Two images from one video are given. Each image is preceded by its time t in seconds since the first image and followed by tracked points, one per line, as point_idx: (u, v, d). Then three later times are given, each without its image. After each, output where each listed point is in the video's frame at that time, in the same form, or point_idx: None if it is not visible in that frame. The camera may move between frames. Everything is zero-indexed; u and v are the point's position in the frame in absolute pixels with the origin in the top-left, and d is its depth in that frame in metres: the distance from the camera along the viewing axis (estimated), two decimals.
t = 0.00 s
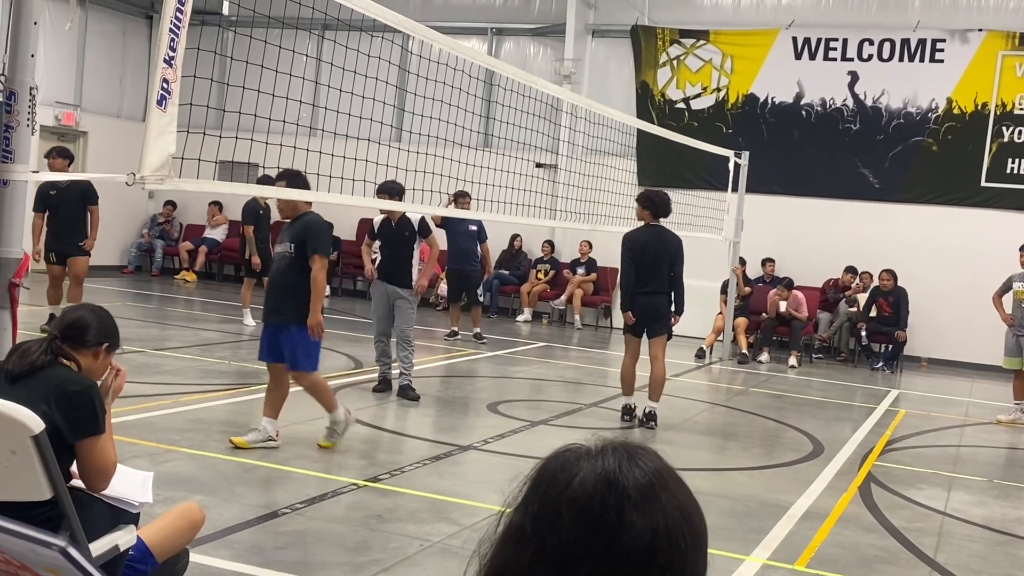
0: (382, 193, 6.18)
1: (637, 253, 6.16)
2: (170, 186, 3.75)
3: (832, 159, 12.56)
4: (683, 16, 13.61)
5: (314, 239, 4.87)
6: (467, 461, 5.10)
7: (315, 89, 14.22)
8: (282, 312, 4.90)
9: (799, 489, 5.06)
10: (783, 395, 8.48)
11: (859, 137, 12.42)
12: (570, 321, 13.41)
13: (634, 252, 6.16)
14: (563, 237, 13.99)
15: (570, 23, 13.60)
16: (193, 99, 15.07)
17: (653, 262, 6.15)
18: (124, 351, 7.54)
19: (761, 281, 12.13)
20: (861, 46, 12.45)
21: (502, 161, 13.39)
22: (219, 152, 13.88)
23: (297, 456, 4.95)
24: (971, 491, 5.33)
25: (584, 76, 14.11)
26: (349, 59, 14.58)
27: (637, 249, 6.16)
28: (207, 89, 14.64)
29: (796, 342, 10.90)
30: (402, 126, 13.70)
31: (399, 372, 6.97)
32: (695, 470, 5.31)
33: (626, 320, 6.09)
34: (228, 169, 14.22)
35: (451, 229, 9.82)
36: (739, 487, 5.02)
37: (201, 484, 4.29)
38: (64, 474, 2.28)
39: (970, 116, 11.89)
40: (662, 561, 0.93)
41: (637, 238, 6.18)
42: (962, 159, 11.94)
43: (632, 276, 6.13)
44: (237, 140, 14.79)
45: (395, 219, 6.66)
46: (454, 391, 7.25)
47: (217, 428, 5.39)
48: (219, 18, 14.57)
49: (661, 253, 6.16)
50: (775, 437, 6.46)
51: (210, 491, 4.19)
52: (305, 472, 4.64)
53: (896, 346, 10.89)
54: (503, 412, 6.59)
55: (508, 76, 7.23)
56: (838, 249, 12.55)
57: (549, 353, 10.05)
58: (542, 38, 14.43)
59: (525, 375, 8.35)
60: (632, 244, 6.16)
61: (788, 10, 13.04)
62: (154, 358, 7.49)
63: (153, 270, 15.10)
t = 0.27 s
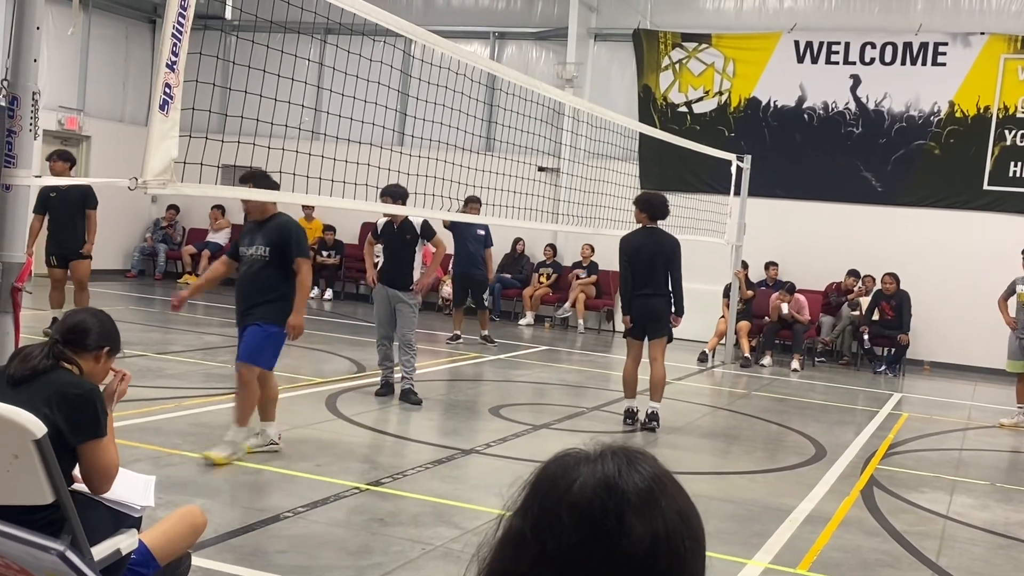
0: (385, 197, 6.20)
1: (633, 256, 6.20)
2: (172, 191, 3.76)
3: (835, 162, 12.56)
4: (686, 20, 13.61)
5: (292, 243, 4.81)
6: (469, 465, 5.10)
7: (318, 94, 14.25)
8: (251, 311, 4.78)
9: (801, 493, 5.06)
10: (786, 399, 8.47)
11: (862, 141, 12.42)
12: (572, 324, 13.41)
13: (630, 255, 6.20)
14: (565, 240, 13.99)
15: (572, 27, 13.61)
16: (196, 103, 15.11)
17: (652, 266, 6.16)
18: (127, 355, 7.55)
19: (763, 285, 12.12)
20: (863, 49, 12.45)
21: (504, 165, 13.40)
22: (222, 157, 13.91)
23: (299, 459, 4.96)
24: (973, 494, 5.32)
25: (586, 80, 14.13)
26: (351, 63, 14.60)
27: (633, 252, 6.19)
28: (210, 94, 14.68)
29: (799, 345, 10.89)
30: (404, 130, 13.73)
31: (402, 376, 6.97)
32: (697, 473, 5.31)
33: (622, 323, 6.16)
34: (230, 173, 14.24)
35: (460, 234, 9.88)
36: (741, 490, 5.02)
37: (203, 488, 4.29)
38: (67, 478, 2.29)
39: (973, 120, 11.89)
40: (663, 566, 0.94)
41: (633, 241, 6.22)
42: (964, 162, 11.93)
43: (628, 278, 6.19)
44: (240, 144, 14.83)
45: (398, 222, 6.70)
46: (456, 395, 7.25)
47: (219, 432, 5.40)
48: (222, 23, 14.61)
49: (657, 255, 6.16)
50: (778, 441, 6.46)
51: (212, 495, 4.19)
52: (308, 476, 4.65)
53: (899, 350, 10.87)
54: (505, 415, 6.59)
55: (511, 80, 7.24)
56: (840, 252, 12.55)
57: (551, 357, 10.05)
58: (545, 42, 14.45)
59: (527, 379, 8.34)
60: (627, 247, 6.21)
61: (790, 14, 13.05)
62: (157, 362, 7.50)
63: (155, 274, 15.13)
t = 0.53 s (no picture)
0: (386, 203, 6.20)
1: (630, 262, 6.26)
2: (173, 197, 3.77)
3: (835, 168, 12.58)
4: (686, 26, 13.64)
5: (252, 251, 4.59)
6: (469, 471, 5.10)
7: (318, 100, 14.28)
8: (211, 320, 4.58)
9: (801, 499, 5.05)
10: (786, 405, 8.47)
11: (862, 147, 12.44)
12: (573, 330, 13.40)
13: (627, 261, 6.26)
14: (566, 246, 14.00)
15: (572, 34, 13.63)
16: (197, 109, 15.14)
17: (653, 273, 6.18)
18: (127, 361, 7.55)
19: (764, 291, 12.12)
20: (863, 55, 12.48)
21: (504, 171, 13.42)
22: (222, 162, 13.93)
23: (299, 465, 4.95)
24: (974, 501, 5.32)
25: (586, 86, 14.16)
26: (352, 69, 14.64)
27: (630, 258, 6.25)
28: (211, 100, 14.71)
29: (799, 351, 10.88)
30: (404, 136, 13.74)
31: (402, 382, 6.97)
32: (698, 480, 5.31)
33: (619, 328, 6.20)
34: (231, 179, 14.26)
35: (472, 240, 9.95)
36: (741, 497, 5.01)
37: (203, 494, 4.29)
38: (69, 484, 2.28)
39: (973, 126, 11.91)
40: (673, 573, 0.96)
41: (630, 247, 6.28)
42: (964, 169, 11.95)
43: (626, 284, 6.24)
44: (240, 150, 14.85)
45: (399, 228, 6.70)
46: (456, 401, 7.25)
47: (219, 438, 5.40)
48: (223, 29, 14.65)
49: (653, 260, 6.18)
50: (778, 447, 6.45)
51: (212, 502, 4.19)
52: (308, 482, 4.64)
53: (899, 356, 10.87)
54: (505, 421, 6.58)
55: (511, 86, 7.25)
56: (840, 258, 12.55)
57: (551, 363, 10.05)
58: (545, 48, 14.47)
59: (528, 385, 8.34)
60: (624, 254, 6.27)
61: (790, 20, 13.08)
62: (157, 368, 7.50)
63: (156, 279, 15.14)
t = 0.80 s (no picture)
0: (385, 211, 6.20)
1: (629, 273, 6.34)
2: (172, 206, 3.78)
3: (834, 177, 12.60)
4: (685, 35, 13.68)
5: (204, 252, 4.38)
6: (467, 480, 5.09)
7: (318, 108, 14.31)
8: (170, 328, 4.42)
9: (799, 508, 5.05)
10: (785, 413, 8.46)
11: (860, 156, 12.47)
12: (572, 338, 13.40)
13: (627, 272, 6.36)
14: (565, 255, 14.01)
15: (572, 43, 13.67)
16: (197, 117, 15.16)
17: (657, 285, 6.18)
18: (125, 369, 7.54)
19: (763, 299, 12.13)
20: (862, 65, 12.52)
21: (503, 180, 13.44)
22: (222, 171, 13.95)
23: (298, 473, 4.95)
24: (972, 510, 5.31)
25: (585, 94, 14.18)
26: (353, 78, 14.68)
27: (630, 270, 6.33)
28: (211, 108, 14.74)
29: (798, 360, 10.88)
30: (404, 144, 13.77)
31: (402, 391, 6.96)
32: (697, 489, 5.30)
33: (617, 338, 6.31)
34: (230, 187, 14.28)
35: (480, 250, 9.99)
36: (740, 506, 5.00)
37: (202, 503, 4.28)
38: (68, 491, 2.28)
39: (971, 135, 11.93)
40: None
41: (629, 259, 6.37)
42: (963, 178, 11.97)
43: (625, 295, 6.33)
44: (240, 158, 14.87)
45: (399, 236, 6.69)
46: (455, 409, 7.24)
47: (218, 446, 5.39)
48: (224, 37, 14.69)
49: (647, 270, 6.23)
50: (777, 456, 6.44)
51: (210, 510, 4.17)
52: (306, 491, 4.64)
53: (898, 365, 10.87)
54: (504, 430, 6.57)
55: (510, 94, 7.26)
56: (838, 267, 12.56)
57: (550, 371, 10.05)
58: (544, 57, 14.51)
59: (526, 393, 8.34)
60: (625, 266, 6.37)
61: (789, 29, 13.11)
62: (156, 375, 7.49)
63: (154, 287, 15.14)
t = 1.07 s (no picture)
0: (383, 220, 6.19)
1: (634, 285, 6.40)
2: (169, 215, 3.77)
3: (832, 187, 12.61)
4: (683, 45, 13.71)
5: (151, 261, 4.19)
6: (464, 490, 5.07)
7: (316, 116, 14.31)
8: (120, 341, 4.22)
9: (798, 519, 5.03)
10: (783, 423, 8.44)
11: (859, 166, 12.48)
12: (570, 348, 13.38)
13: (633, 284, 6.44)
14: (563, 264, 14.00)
15: (571, 52, 13.70)
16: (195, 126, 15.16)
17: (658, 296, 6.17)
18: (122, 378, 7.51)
19: (761, 309, 12.12)
20: (859, 75, 12.55)
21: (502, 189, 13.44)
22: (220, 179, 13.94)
23: (294, 483, 4.92)
24: (971, 521, 5.29)
25: (584, 103, 14.20)
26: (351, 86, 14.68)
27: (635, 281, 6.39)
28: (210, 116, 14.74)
29: (796, 370, 10.86)
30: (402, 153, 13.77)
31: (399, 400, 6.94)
32: (695, 499, 5.28)
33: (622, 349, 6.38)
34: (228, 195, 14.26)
35: (482, 259, 10.06)
36: (738, 516, 4.98)
37: (197, 513, 4.26)
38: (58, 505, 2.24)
39: (969, 145, 11.96)
40: None
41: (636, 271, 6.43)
42: (961, 188, 11.98)
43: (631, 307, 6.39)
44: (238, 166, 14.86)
45: (396, 245, 6.68)
46: (453, 419, 7.22)
47: (214, 456, 5.37)
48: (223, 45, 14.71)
49: (647, 282, 6.25)
50: (775, 467, 6.42)
51: (205, 521, 4.15)
52: (302, 501, 4.61)
53: (896, 375, 10.86)
54: (502, 440, 6.55)
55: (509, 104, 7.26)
56: (837, 277, 12.56)
57: (548, 381, 10.03)
58: (543, 66, 14.54)
59: (524, 402, 8.32)
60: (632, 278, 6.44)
61: (787, 39, 13.14)
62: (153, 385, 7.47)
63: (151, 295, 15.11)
